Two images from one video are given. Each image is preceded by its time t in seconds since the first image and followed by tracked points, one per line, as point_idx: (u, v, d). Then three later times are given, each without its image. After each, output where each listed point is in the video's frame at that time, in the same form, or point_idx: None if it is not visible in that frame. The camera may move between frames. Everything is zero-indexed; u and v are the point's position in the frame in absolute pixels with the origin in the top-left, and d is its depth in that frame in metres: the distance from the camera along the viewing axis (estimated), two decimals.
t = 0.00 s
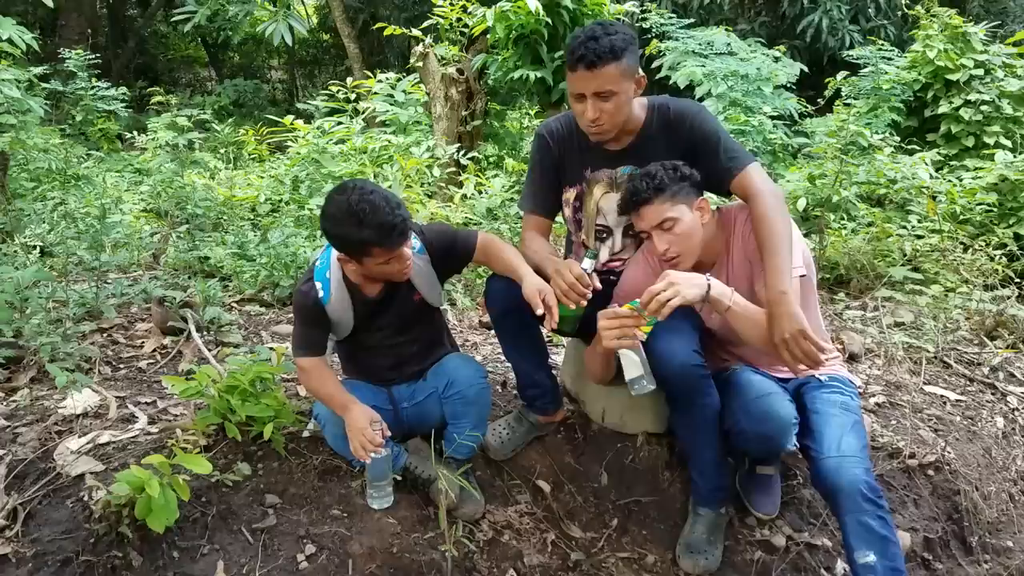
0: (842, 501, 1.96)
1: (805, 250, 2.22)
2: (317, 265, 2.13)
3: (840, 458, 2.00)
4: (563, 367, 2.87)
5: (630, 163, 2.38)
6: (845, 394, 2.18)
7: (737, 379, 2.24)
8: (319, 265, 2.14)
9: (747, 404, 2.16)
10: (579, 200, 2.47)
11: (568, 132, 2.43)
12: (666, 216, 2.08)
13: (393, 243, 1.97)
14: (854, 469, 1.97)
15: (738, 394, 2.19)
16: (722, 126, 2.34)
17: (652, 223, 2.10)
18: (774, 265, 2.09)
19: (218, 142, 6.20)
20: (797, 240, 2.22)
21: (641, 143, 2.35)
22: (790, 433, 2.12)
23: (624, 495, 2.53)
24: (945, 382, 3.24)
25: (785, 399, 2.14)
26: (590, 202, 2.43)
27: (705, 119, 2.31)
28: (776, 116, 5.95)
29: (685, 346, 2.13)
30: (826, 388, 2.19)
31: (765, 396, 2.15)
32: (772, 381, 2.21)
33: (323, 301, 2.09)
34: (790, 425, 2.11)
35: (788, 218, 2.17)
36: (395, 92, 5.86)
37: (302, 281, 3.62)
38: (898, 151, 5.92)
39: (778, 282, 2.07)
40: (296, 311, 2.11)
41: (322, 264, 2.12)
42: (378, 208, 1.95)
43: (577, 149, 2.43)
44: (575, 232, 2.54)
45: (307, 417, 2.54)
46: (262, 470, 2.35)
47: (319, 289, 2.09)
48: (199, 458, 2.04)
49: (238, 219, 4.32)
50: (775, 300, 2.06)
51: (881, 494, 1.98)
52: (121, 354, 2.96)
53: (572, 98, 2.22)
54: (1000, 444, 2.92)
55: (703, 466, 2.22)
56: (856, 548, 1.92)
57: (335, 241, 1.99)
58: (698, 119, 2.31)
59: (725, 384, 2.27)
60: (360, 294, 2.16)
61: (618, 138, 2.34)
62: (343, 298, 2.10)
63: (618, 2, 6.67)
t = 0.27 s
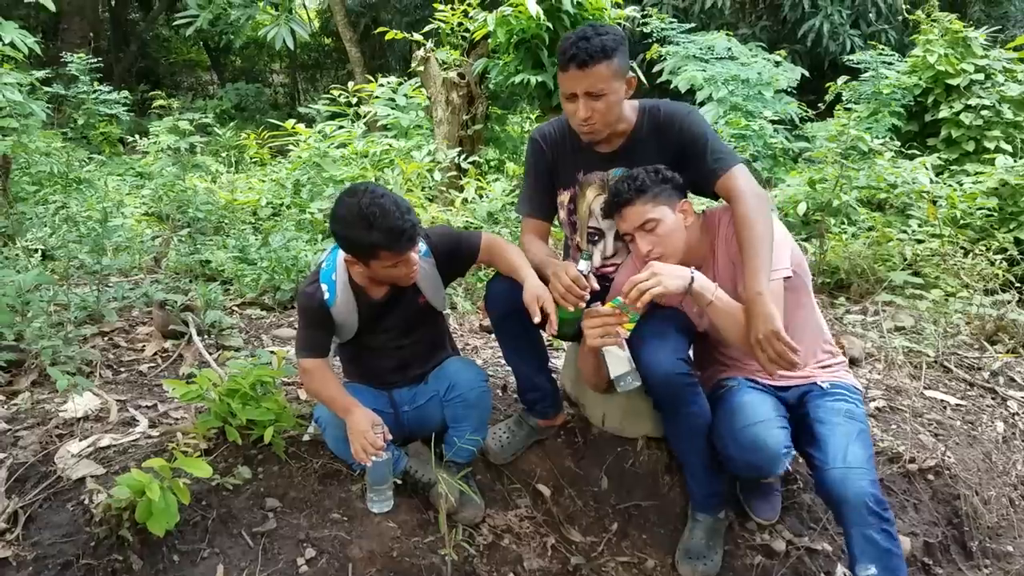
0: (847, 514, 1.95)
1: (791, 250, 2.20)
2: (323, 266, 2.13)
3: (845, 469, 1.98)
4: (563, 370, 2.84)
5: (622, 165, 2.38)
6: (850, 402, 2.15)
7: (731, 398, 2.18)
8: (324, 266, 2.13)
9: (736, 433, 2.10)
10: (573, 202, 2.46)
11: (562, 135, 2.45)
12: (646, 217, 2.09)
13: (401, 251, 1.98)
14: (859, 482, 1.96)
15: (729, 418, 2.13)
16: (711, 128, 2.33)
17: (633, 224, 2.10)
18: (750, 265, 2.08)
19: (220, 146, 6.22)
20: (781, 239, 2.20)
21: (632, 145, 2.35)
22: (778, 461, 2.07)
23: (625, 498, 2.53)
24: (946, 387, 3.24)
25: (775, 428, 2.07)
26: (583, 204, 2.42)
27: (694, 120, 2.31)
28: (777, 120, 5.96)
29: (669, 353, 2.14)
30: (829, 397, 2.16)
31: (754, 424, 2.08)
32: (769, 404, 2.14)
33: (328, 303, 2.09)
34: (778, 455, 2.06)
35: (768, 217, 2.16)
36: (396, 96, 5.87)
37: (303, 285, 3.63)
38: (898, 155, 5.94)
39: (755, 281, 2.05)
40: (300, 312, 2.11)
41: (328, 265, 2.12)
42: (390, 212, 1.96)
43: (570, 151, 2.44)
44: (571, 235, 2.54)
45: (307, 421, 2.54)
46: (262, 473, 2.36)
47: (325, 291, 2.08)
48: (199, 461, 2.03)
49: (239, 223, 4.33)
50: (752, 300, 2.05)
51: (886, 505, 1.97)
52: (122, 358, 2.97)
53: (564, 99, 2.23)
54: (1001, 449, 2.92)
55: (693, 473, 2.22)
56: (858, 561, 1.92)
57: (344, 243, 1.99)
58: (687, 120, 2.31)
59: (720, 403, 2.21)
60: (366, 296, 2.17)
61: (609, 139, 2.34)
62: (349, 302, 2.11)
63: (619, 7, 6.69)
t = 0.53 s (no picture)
0: (843, 528, 1.93)
1: (780, 253, 2.20)
2: (329, 267, 2.14)
3: (841, 484, 1.97)
4: (561, 374, 2.83)
5: (610, 166, 2.37)
6: (848, 414, 2.14)
7: (713, 408, 2.17)
8: (330, 267, 2.14)
9: (713, 443, 2.10)
10: (565, 205, 2.46)
11: (554, 137, 2.45)
12: (632, 220, 2.11)
13: (407, 244, 2.00)
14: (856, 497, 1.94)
15: (708, 428, 2.13)
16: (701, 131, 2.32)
17: (619, 227, 2.12)
18: (738, 267, 2.08)
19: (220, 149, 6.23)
20: (769, 243, 2.20)
21: (621, 147, 2.35)
22: (753, 473, 2.04)
23: (623, 503, 2.52)
24: (944, 391, 3.24)
25: (751, 439, 2.06)
26: (574, 206, 2.41)
27: (683, 122, 2.30)
28: (776, 124, 5.96)
29: (647, 362, 2.17)
30: (824, 407, 2.14)
31: (727, 436, 2.07)
32: (747, 414, 2.12)
33: (333, 303, 2.10)
34: (753, 467, 2.03)
35: (755, 220, 2.15)
36: (396, 100, 5.88)
37: (302, 289, 3.63)
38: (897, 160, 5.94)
39: (743, 283, 2.05)
40: (305, 312, 2.11)
41: (333, 266, 2.13)
42: (397, 207, 1.98)
43: (562, 154, 2.44)
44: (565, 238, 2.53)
45: (305, 425, 2.54)
46: (260, 478, 2.35)
47: (330, 291, 2.10)
48: (197, 466, 2.03)
49: (238, 227, 4.34)
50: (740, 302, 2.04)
51: (883, 520, 1.95)
52: (121, 361, 2.97)
53: (547, 101, 2.25)
54: (1000, 454, 2.92)
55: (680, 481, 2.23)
56: None
57: (351, 238, 2.00)
58: (676, 122, 2.30)
59: (704, 411, 2.20)
60: (370, 296, 2.18)
61: (596, 141, 2.34)
62: (354, 302, 2.11)
63: (619, 11, 6.70)
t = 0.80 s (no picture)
0: (830, 538, 1.95)
1: (770, 265, 2.19)
2: (328, 270, 2.15)
3: (831, 495, 1.98)
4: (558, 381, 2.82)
5: (600, 174, 2.37)
6: (838, 424, 2.15)
7: (697, 416, 2.19)
8: (329, 271, 2.15)
9: (694, 450, 2.11)
10: (558, 213, 2.47)
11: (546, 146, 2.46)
12: (621, 231, 2.11)
13: (408, 235, 2.00)
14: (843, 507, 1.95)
15: (690, 436, 2.14)
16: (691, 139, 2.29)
17: (608, 238, 2.12)
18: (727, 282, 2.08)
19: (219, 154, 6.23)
20: (758, 254, 2.19)
21: (611, 155, 2.34)
22: (734, 481, 2.05)
23: (621, 510, 2.52)
24: (943, 398, 3.23)
25: (732, 445, 2.07)
26: (566, 214, 2.42)
27: (673, 131, 2.28)
28: (776, 129, 5.96)
29: (629, 373, 2.18)
30: (813, 417, 2.16)
31: (709, 443, 2.09)
32: (731, 422, 2.13)
33: (333, 305, 2.10)
34: (733, 474, 2.05)
35: (745, 232, 2.15)
36: (396, 105, 5.89)
37: (301, 294, 3.62)
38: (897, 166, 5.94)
39: (731, 298, 2.05)
40: (305, 315, 2.12)
41: (333, 269, 2.14)
42: (395, 202, 2.00)
43: (554, 162, 2.45)
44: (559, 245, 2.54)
45: (303, 432, 2.54)
46: (257, 485, 2.35)
47: (330, 293, 2.10)
48: (195, 473, 2.02)
49: (237, 232, 4.34)
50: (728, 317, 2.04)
51: (873, 531, 1.96)
52: (119, 368, 2.97)
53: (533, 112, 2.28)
54: (998, 461, 2.92)
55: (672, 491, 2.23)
56: None
57: (350, 235, 2.01)
58: (666, 131, 2.28)
59: (688, 419, 2.22)
60: (370, 299, 2.18)
61: (583, 150, 2.35)
62: (354, 303, 2.12)
63: (619, 17, 6.71)
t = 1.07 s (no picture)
0: (830, 563, 1.94)
1: (754, 288, 2.16)
2: (318, 286, 2.13)
3: (831, 518, 1.96)
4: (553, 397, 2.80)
5: (594, 191, 2.37)
6: (836, 442, 2.14)
7: (693, 438, 2.18)
8: (319, 286, 2.13)
9: (690, 475, 2.10)
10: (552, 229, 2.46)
11: (540, 161, 2.44)
12: (606, 253, 2.10)
13: (398, 243, 1.99)
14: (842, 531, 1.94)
15: (687, 459, 2.13)
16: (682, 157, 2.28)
17: (592, 260, 2.12)
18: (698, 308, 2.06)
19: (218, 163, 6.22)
20: (740, 278, 2.17)
21: (604, 172, 2.34)
22: (731, 506, 2.04)
23: (618, 529, 2.50)
24: (943, 413, 3.21)
25: (728, 471, 2.06)
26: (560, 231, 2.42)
27: (664, 148, 2.27)
28: (775, 138, 5.95)
29: (620, 397, 2.18)
30: (811, 437, 2.14)
31: (705, 469, 2.07)
32: (727, 446, 2.12)
33: (324, 321, 2.08)
34: (729, 500, 2.04)
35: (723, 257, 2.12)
36: (394, 114, 5.88)
37: (297, 306, 3.60)
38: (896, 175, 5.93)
39: (702, 325, 2.02)
40: (296, 331, 2.10)
41: (323, 285, 2.12)
42: (382, 212, 1.99)
43: (548, 179, 2.43)
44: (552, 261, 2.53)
45: (297, 450, 2.51)
46: (250, 505, 2.33)
47: (320, 309, 2.08)
48: (186, 494, 2.00)
49: (234, 243, 4.33)
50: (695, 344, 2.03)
51: (872, 553, 1.96)
52: (113, 383, 2.95)
53: (534, 129, 2.22)
54: (999, 477, 2.89)
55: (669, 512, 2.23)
56: None
57: (339, 248, 1.99)
58: (657, 148, 2.27)
59: (684, 441, 2.21)
60: (361, 313, 2.16)
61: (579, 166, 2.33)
62: (345, 317, 2.10)
63: (618, 26, 6.70)
